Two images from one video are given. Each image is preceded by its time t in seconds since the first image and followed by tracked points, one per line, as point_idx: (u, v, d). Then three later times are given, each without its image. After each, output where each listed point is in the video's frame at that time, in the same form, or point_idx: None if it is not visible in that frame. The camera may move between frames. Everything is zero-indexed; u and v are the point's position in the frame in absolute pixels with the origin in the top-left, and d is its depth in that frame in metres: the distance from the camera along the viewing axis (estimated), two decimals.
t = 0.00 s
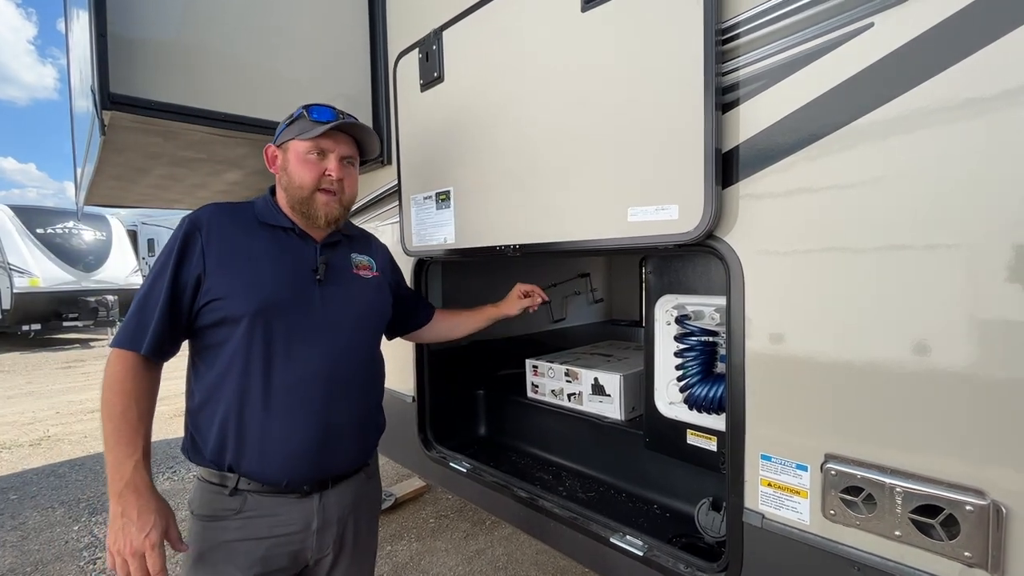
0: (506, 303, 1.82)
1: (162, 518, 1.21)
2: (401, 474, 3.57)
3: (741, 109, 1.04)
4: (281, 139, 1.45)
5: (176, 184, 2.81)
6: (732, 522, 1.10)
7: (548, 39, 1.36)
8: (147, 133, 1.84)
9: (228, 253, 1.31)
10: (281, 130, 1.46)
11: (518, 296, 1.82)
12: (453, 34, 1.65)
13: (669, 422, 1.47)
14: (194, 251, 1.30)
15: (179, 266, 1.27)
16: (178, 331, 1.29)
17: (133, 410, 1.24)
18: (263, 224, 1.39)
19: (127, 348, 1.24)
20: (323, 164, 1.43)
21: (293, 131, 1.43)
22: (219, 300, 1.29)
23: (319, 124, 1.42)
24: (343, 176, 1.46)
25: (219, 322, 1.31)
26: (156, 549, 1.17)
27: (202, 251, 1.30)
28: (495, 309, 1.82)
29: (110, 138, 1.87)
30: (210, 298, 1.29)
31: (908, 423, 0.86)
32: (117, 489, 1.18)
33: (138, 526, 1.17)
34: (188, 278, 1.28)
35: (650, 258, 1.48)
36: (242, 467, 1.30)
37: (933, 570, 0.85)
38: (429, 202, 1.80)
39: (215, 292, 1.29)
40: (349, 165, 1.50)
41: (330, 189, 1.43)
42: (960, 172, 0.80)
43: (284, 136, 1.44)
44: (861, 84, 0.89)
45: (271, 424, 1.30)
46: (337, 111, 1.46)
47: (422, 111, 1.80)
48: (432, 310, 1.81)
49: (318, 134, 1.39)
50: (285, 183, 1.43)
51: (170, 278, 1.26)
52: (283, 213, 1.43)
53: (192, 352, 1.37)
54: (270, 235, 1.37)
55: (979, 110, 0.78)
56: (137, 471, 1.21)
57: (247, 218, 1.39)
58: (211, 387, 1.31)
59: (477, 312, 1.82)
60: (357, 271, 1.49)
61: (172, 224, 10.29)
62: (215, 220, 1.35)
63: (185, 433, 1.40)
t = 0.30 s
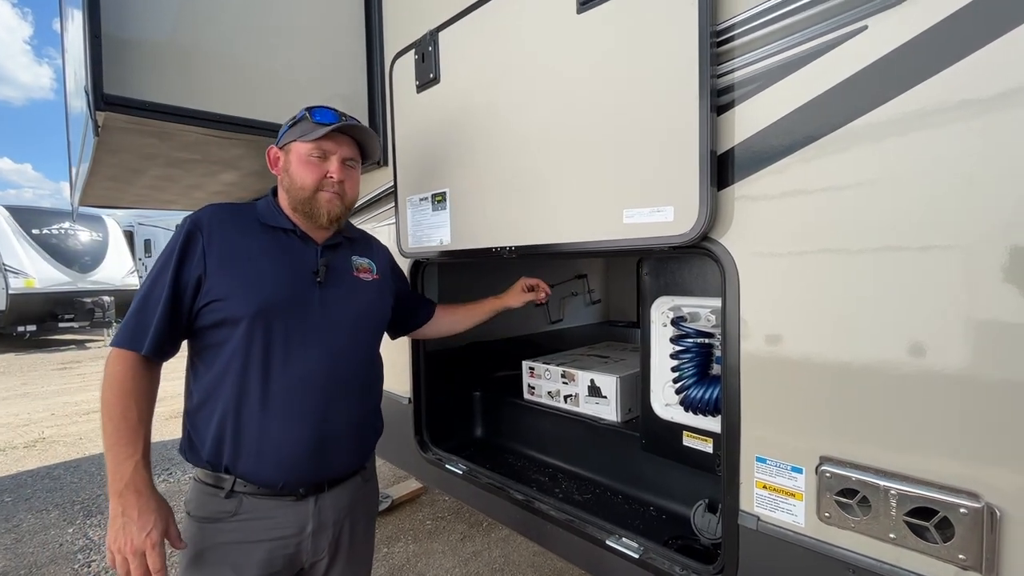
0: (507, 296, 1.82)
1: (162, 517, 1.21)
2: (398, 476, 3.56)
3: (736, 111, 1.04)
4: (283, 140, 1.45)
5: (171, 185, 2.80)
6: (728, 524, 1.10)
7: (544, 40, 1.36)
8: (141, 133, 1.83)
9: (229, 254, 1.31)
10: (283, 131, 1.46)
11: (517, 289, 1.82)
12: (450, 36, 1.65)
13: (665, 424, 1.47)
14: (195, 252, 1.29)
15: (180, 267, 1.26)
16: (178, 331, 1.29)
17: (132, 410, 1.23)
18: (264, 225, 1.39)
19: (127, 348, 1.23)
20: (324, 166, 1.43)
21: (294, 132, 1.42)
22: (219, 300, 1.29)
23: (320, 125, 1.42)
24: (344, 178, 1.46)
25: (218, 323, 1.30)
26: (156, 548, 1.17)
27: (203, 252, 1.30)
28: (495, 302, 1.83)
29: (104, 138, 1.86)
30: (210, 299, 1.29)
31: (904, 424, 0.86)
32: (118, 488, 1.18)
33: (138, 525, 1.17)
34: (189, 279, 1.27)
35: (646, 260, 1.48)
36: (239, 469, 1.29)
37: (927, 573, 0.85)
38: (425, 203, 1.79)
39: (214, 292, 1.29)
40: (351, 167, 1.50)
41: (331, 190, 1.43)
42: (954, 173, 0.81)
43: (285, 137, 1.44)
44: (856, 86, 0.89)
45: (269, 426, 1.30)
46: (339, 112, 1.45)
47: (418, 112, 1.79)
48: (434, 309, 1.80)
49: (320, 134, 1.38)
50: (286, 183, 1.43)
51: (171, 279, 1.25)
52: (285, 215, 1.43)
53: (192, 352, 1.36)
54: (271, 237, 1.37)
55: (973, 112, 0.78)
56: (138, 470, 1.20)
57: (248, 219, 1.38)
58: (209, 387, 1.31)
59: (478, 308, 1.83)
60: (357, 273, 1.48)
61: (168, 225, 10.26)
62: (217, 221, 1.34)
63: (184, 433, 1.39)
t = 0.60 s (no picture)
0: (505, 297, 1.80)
1: (147, 523, 1.20)
2: (394, 478, 3.55)
3: (732, 112, 1.04)
4: (285, 142, 1.45)
5: (165, 186, 2.78)
6: (724, 527, 1.09)
7: (540, 41, 1.35)
8: (133, 133, 1.81)
9: (229, 255, 1.30)
10: (286, 134, 1.46)
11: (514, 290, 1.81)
12: (445, 36, 1.64)
13: (661, 426, 1.46)
14: (196, 254, 1.29)
15: (180, 268, 1.26)
16: (178, 332, 1.28)
17: (128, 413, 1.22)
18: (264, 226, 1.38)
19: (126, 348, 1.22)
20: (325, 167, 1.43)
21: (296, 134, 1.43)
22: (219, 301, 1.28)
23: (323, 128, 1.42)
24: (345, 180, 1.45)
25: (218, 324, 1.29)
26: (138, 555, 1.16)
27: (203, 253, 1.29)
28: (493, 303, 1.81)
29: (96, 139, 1.84)
30: (210, 300, 1.28)
31: (901, 428, 0.86)
32: (104, 493, 1.17)
33: (122, 530, 1.16)
34: (189, 280, 1.27)
35: (641, 262, 1.47)
36: (239, 471, 1.28)
37: None
38: (421, 205, 1.78)
39: (214, 293, 1.28)
40: (352, 170, 1.49)
41: (331, 192, 1.42)
42: (949, 173, 0.80)
43: (287, 140, 1.44)
44: (852, 86, 0.89)
45: (269, 428, 1.29)
46: (344, 117, 1.46)
47: (414, 112, 1.78)
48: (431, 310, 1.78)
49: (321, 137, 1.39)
50: (287, 184, 1.43)
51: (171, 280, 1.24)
52: (285, 217, 1.42)
53: (192, 353, 1.35)
54: (271, 238, 1.36)
55: (970, 114, 0.78)
56: (126, 476, 1.19)
57: (249, 221, 1.37)
58: (209, 389, 1.30)
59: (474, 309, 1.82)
60: (357, 275, 1.47)
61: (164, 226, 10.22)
62: (218, 222, 1.34)
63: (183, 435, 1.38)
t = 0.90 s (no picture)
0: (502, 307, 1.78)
1: (160, 524, 1.17)
2: (393, 480, 3.52)
3: (736, 108, 1.01)
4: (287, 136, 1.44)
5: (160, 185, 2.75)
6: (729, 532, 1.07)
7: (539, 37, 1.33)
8: (126, 131, 1.78)
9: (229, 256, 1.27)
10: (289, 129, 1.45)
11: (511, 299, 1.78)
12: (443, 33, 1.62)
13: (663, 429, 1.43)
14: (195, 255, 1.26)
15: (179, 269, 1.23)
16: (178, 335, 1.25)
17: (132, 416, 1.19)
18: (263, 227, 1.35)
19: (126, 352, 1.19)
20: (326, 162, 1.41)
21: (299, 129, 1.42)
22: (220, 302, 1.25)
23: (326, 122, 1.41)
24: (345, 175, 1.43)
25: (218, 327, 1.26)
26: (153, 557, 1.13)
27: (203, 254, 1.26)
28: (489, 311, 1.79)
29: (88, 136, 1.81)
30: (209, 302, 1.25)
31: (911, 431, 0.83)
32: (113, 497, 1.13)
33: (135, 532, 1.13)
34: (188, 281, 1.24)
35: (642, 261, 1.45)
36: (241, 475, 1.26)
37: None
38: (418, 204, 1.76)
39: (214, 294, 1.25)
40: (353, 166, 1.47)
41: (331, 186, 1.40)
42: (961, 169, 0.78)
43: (289, 135, 1.43)
44: (861, 81, 0.86)
45: (270, 430, 1.26)
46: (343, 111, 1.45)
47: (412, 110, 1.76)
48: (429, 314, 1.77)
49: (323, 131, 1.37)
50: (286, 177, 1.40)
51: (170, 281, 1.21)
52: (284, 216, 1.39)
53: (192, 356, 1.32)
54: (271, 238, 1.33)
55: (983, 108, 0.75)
56: (134, 480, 1.16)
57: (247, 221, 1.35)
58: (210, 391, 1.27)
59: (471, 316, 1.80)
60: (358, 275, 1.44)
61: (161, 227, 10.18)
62: (217, 223, 1.31)
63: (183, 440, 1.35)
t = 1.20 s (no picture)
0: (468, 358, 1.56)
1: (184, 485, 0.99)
2: (392, 484, 3.47)
3: (751, 102, 0.97)
4: (280, 137, 1.40)
5: (156, 185, 2.71)
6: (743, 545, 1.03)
7: (543, 31, 1.29)
8: (118, 128, 1.74)
9: (224, 258, 1.22)
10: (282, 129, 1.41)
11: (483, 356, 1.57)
12: (443, 28, 1.58)
13: (671, 436, 1.39)
14: (187, 258, 1.20)
15: (170, 274, 1.17)
16: (170, 343, 1.19)
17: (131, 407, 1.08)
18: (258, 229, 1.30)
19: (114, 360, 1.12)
20: (319, 163, 1.36)
21: (292, 129, 1.38)
22: (215, 308, 1.19)
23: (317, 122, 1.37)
24: (338, 177, 1.39)
25: (213, 333, 1.20)
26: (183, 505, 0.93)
27: (195, 257, 1.21)
28: (456, 358, 1.59)
29: (80, 134, 1.77)
30: (202, 307, 1.19)
31: (940, 442, 0.79)
32: (128, 471, 0.97)
33: (157, 490, 0.94)
34: (181, 286, 1.18)
35: (648, 262, 1.40)
36: (239, 487, 1.20)
37: None
38: (419, 204, 1.72)
39: (208, 299, 1.19)
40: (347, 167, 1.43)
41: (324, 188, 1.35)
42: (994, 166, 0.74)
43: (282, 135, 1.39)
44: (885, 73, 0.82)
45: (270, 440, 1.20)
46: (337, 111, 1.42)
47: (411, 108, 1.72)
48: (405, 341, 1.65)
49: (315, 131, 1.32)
50: (279, 180, 1.36)
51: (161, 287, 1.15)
52: (279, 219, 1.34)
53: (183, 366, 1.26)
54: (266, 241, 1.28)
55: (1018, 101, 0.71)
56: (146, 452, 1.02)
57: (241, 223, 1.30)
58: (205, 401, 1.21)
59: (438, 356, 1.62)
60: (358, 278, 1.40)
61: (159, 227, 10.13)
62: (208, 225, 1.25)
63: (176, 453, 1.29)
